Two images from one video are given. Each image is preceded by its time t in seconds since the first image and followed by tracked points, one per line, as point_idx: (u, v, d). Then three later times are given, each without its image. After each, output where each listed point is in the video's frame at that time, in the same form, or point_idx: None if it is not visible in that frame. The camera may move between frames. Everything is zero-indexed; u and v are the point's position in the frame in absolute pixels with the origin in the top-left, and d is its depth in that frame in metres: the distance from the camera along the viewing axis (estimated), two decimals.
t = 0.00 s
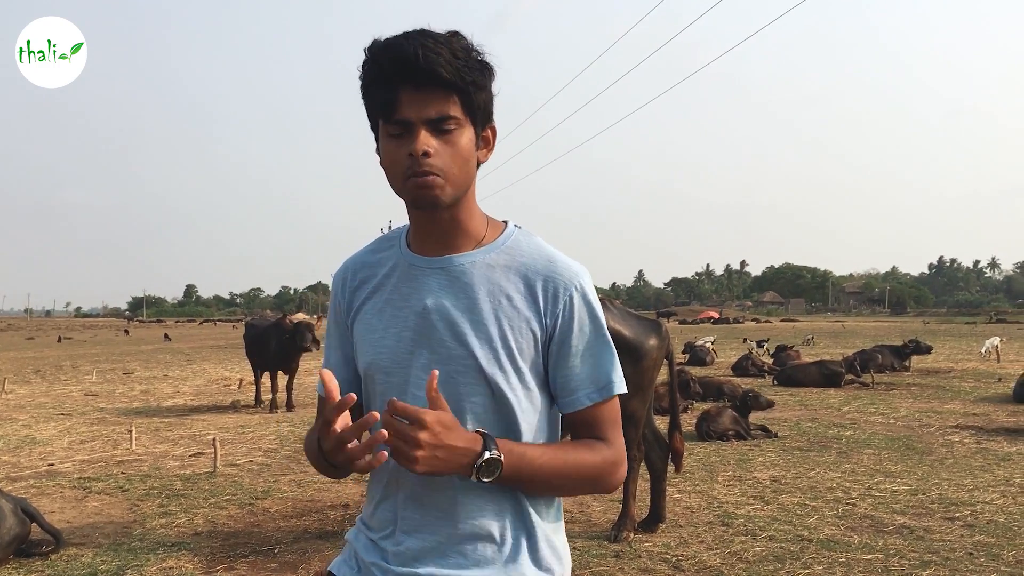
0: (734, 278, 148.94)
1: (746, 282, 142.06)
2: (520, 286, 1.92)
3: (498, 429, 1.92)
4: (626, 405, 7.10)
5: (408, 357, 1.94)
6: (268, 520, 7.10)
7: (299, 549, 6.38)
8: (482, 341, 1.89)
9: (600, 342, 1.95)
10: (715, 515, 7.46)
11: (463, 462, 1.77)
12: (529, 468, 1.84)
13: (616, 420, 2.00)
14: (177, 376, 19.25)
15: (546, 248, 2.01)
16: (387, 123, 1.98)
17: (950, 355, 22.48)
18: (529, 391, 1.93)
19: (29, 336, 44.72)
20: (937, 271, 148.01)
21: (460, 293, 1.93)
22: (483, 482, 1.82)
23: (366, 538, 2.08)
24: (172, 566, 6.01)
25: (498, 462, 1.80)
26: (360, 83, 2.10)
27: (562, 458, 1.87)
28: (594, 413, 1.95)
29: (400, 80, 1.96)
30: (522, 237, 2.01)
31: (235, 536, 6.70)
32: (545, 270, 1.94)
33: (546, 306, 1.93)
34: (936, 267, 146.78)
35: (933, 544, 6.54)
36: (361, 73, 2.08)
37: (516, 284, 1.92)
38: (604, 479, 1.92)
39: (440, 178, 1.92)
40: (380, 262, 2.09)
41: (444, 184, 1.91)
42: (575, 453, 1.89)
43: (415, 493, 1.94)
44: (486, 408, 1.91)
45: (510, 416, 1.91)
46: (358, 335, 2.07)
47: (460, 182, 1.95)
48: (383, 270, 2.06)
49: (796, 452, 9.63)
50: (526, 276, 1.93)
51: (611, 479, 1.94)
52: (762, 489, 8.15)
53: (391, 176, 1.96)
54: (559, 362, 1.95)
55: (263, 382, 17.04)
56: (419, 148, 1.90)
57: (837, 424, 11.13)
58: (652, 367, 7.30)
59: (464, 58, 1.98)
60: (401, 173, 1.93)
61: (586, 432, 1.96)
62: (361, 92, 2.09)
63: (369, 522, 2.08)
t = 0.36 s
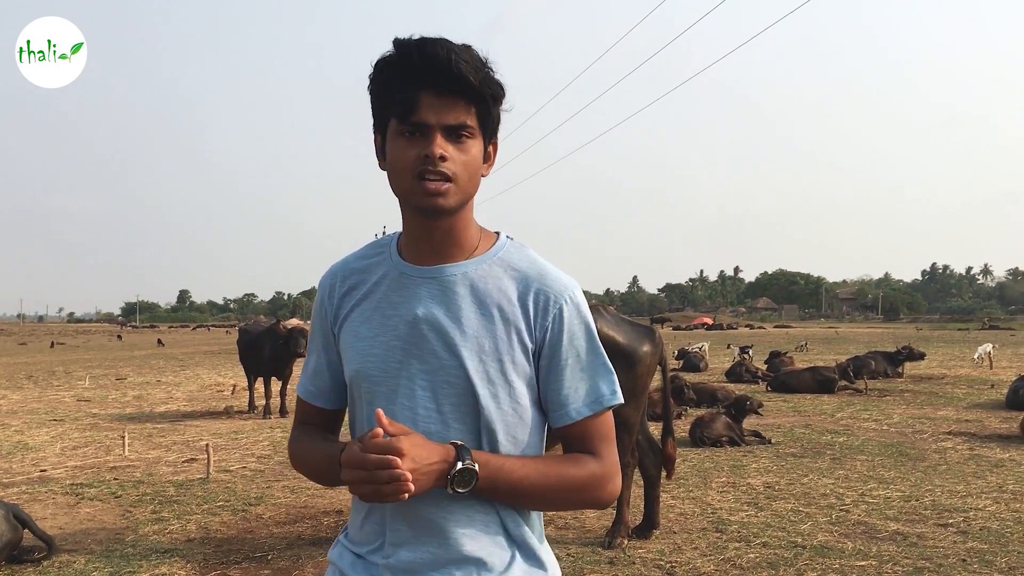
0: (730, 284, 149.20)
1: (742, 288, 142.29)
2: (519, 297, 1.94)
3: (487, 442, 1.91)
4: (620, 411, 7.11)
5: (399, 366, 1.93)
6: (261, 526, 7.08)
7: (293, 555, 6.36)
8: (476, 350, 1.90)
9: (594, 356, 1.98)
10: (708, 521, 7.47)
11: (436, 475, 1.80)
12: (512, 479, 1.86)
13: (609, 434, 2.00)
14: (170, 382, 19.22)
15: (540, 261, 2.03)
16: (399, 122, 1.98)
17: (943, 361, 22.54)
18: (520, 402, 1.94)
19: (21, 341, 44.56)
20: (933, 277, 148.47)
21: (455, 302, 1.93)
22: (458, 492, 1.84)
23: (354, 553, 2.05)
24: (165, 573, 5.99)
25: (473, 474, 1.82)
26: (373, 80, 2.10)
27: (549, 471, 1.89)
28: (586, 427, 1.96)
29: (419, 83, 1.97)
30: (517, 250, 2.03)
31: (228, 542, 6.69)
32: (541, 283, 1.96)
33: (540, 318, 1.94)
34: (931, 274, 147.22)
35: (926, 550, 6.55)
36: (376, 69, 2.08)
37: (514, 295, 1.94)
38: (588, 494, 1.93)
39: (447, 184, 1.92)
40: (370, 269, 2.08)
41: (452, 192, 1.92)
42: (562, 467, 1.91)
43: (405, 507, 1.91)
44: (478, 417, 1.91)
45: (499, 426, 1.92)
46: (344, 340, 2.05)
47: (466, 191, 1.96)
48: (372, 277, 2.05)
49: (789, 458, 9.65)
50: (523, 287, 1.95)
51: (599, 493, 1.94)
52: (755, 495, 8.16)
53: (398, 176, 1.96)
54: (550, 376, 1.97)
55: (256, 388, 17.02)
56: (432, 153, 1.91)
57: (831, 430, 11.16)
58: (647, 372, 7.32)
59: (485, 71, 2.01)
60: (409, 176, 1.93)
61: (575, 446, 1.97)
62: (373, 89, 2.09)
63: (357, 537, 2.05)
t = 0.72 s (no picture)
0: (726, 286, 149.40)
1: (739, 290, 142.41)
2: (504, 299, 1.95)
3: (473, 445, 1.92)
4: (616, 413, 7.12)
5: (384, 368, 1.93)
6: (257, 529, 7.07)
7: (288, 558, 6.35)
8: (462, 351, 1.91)
9: (576, 358, 2.02)
10: (704, 524, 7.47)
11: (433, 476, 1.80)
12: (500, 479, 1.88)
13: (589, 435, 2.05)
14: (166, 385, 19.19)
15: (525, 264, 2.05)
16: (388, 121, 1.99)
17: (938, 364, 22.59)
18: (504, 403, 1.95)
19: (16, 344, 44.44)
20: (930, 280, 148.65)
21: (440, 304, 1.94)
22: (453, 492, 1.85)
23: (341, 563, 2.04)
24: None
25: (466, 472, 1.83)
26: (365, 77, 2.10)
27: (535, 470, 1.92)
28: (568, 428, 2.00)
29: (411, 83, 1.99)
30: (502, 253, 2.04)
31: (224, 545, 6.68)
32: (526, 285, 1.98)
33: (526, 321, 1.96)
34: (928, 276, 147.48)
35: (921, 553, 6.55)
36: (368, 67, 2.09)
37: (500, 297, 1.95)
38: (572, 494, 1.97)
39: (434, 185, 1.93)
40: (353, 271, 2.08)
41: (438, 194, 1.93)
42: (547, 466, 1.94)
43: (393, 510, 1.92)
44: (464, 419, 1.91)
45: (484, 428, 1.93)
46: (325, 344, 2.05)
47: (453, 193, 1.98)
48: (356, 280, 2.05)
49: (785, 460, 9.66)
50: (508, 289, 1.96)
51: (581, 493, 1.99)
52: (751, 498, 8.17)
53: (386, 175, 1.96)
54: (535, 377, 1.99)
55: (252, 391, 17.01)
56: (420, 154, 1.92)
57: (826, 433, 11.17)
58: (643, 375, 7.31)
59: (477, 75, 2.03)
60: (397, 176, 1.94)
61: (557, 447, 2.01)
62: (364, 87, 2.09)
63: (344, 545, 2.05)
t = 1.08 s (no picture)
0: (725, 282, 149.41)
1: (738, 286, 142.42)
2: (494, 295, 1.94)
3: (464, 443, 1.91)
4: (615, 409, 7.13)
5: (375, 365, 1.93)
6: (257, 525, 7.07)
7: (288, 554, 6.35)
8: (451, 348, 1.90)
9: (570, 355, 2.00)
10: (704, 519, 7.48)
11: (419, 477, 1.80)
12: (492, 479, 1.87)
13: (583, 432, 2.03)
14: (164, 381, 19.18)
15: (517, 259, 2.04)
16: (376, 116, 1.98)
17: (937, 360, 22.60)
18: (495, 400, 1.94)
19: (14, 339, 44.42)
20: (928, 276, 148.83)
21: (430, 301, 1.93)
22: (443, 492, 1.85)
23: (336, 561, 2.04)
24: (161, 572, 5.98)
25: (456, 472, 1.82)
26: (353, 72, 2.09)
27: (527, 470, 1.91)
28: (561, 425, 1.99)
29: (397, 76, 1.97)
30: (494, 248, 2.03)
31: (223, 541, 6.68)
32: (518, 281, 1.96)
33: (517, 318, 1.95)
34: (926, 272, 147.52)
35: (921, 548, 6.56)
36: (356, 62, 2.08)
37: (490, 294, 1.94)
38: (566, 491, 1.96)
39: (421, 179, 1.92)
40: (345, 268, 2.07)
41: (425, 188, 1.92)
42: (539, 466, 1.93)
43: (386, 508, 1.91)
44: (454, 416, 1.90)
45: (476, 426, 1.92)
46: (317, 341, 2.05)
47: (442, 187, 1.96)
48: (348, 277, 2.05)
49: (784, 456, 9.66)
50: (498, 285, 1.95)
51: (577, 490, 1.98)
52: (751, 494, 8.17)
53: (374, 170, 1.96)
54: (526, 373, 1.98)
55: (251, 388, 17.01)
56: (406, 148, 1.91)
57: (826, 429, 11.18)
58: (643, 371, 7.30)
59: (464, 67, 2.01)
60: (383, 171, 1.93)
61: (551, 444, 2.00)
62: (352, 82, 2.08)
63: (338, 543, 2.05)
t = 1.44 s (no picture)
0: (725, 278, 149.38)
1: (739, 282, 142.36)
2: (490, 286, 1.93)
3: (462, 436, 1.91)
4: (615, 404, 7.13)
5: (372, 356, 1.93)
6: (256, 520, 7.08)
7: (287, 548, 6.36)
8: (447, 339, 1.90)
9: (568, 347, 1.99)
10: (703, 514, 7.48)
11: (425, 472, 1.79)
12: (492, 474, 1.86)
13: (582, 425, 2.02)
14: (165, 375, 19.21)
15: (514, 250, 2.03)
16: (366, 107, 1.98)
17: (937, 355, 22.60)
18: (493, 392, 1.94)
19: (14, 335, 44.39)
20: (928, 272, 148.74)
21: (428, 292, 1.93)
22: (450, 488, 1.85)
23: (331, 554, 2.04)
24: (161, 566, 5.99)
25: (463, 468, 1.82)
26: (342, 66, 2.10)
27: (527, 464, 1.89)
28: (559, 419, 1.98)
29: (384, 67, 1.98)
30: (491, 239, 2.02)
31: (223, 535, 6.69)
32: (514, 273, 1.96)
33: (514, 310, 1.95)
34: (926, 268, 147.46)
35: (920, 543, 6.57)
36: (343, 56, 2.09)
37: (486, 285, 1.93)
38: (570, 486, 1.94)
39: (413, 167, 1.91)
40: (343, 261, 2.07)
41: (418, 175, 1.91)
42: (540, 460, 1.91)
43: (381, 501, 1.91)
44: (452, 407, 1.90)
45: (474, 418, 1.92)
46: (317, 333, 2.05)
47: (436, 175, 1.96)
48: (346, 269, 2.05)
49: (784, 451, 9.67)
50: (494, 276, 1.94)
51: (579, 485, 1.96)
52: (750, 489, 8.18)
53: (367, 161, 1.95)
54: (524, 365, 1.97)
55: (251, 383, 17.02)
56: (396, 136, 1.90)
57: (825, 424, 11.18)
58: (643, 365, 7.31)
59: (450, 53, 2.01)
60: (376, 161, 1.92)
61: (550, 438, 1.99)
62: (341, 75, 2.09)
63: (333, 536, 2.05)
